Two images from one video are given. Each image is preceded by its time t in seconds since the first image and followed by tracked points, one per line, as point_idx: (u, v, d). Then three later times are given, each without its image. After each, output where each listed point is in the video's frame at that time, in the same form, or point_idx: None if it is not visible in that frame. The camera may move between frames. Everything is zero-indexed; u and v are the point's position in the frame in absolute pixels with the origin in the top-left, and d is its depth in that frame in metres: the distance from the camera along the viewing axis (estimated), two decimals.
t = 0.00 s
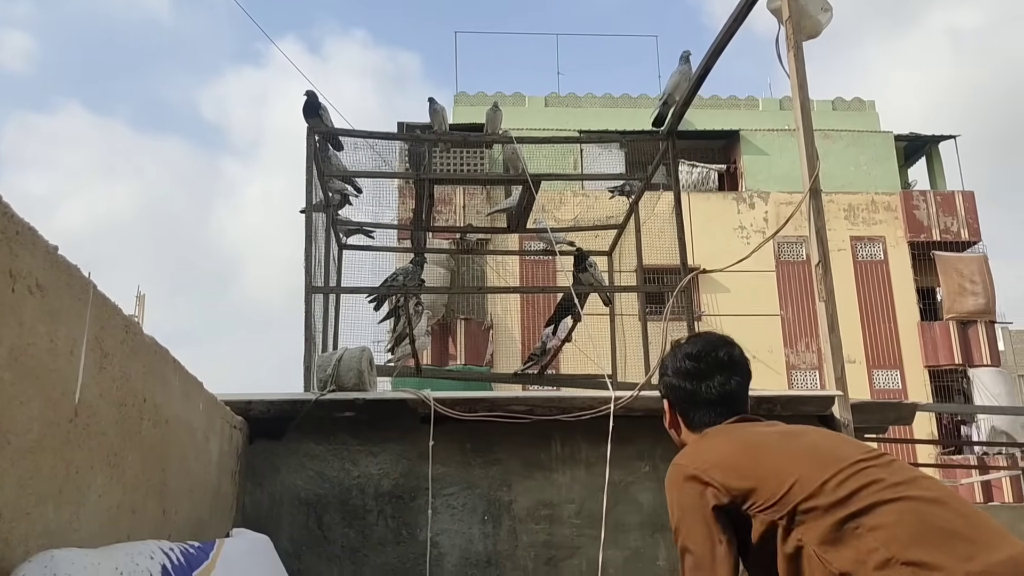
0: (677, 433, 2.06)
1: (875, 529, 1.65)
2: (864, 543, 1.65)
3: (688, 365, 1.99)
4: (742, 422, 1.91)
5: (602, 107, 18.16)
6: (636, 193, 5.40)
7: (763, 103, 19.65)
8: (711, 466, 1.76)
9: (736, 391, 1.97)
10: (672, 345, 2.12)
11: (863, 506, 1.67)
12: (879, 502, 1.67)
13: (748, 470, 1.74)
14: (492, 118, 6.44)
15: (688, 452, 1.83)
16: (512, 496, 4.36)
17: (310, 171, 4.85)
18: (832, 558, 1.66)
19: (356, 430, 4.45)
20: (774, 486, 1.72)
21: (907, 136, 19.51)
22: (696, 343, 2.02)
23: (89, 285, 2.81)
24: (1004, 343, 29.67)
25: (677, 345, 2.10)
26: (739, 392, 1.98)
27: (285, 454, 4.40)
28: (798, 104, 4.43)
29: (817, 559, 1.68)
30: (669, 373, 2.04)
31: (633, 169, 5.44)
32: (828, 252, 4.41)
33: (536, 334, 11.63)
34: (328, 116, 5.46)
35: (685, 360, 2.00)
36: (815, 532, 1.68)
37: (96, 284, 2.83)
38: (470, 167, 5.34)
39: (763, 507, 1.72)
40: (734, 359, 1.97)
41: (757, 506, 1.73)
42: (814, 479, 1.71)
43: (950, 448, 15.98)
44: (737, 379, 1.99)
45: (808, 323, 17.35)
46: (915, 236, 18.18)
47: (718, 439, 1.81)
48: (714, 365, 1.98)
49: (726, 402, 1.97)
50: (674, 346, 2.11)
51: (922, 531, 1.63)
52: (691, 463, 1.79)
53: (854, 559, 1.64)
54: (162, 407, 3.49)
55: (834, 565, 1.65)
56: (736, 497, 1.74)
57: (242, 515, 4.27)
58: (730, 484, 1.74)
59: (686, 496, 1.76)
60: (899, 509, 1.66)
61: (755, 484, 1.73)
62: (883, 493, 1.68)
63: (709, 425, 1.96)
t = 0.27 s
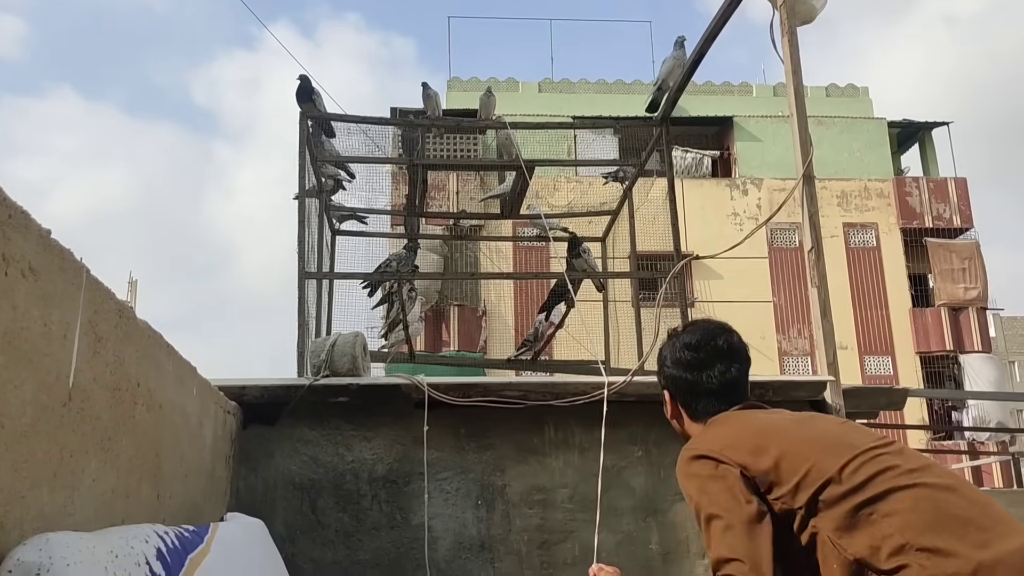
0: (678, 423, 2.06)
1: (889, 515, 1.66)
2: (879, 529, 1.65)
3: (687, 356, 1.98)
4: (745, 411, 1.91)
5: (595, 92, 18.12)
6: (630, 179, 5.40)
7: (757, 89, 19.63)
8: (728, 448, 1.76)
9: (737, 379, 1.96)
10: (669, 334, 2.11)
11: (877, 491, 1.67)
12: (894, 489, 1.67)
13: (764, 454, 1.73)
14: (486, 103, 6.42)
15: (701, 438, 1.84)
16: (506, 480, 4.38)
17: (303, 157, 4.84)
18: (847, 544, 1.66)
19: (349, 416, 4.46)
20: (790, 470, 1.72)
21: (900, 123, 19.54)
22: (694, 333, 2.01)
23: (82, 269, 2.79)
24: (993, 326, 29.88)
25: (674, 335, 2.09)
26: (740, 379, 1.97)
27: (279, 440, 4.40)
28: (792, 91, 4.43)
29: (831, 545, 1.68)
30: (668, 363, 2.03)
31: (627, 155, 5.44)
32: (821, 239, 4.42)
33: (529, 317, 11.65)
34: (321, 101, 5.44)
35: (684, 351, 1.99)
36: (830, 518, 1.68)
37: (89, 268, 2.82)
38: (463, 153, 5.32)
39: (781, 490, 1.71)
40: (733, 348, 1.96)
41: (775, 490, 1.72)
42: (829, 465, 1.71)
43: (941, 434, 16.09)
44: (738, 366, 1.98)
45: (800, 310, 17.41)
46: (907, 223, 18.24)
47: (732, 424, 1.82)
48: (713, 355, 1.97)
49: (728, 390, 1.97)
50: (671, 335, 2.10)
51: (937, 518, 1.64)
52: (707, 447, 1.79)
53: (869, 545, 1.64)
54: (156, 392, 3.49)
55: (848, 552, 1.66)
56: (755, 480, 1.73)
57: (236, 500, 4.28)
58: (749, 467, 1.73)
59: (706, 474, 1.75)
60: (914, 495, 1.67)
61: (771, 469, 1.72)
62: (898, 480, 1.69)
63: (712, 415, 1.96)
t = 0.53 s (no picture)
0: (694, 432, 2.04)
1: (923, 509, 1.64)
2: (913, 523, 1.64)
3: (703, 360, 1.97)
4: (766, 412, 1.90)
5: (595, 83, 18.09)
6: (629, 171, 5.40)
7: (757, 81, 19.60)
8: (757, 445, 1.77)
9: (754, 381, 1.96)
10: (679, 342, 2.10)
11: (909, 485, 1.66)
12: (927, 483, 1.66)
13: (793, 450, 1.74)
14: (484, 94, 6.40)
15: (725, 440, 1.85)
16: (505, 471, 4.38)
17: (301, 149, 4.83)
18: (881, 539, 1.65)
19: (348, 407, 4.46)
20: (819, 466, 1.72)
21: (899, 114, 19.50)
22: (708, 338, 2.01)
23: (79, 260, 2.79)
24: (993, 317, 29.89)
25: (685, 342, 2.08)
26: (757, 382, 1.97)
27: (278, 431, 4.41)
28: (791, 82, 4.42)
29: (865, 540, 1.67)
30: (683, 370, 2.01)
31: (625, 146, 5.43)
32: (820, 230, 4.42)
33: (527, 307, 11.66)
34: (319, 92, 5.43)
35: (699, 356, 1.98)
36: (863, 514, 1.68)
37: (86, 259, 2.82)
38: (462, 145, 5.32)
39: (813, 485, 1.71)
40: (748, 351, 1.96)
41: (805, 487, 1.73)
42: (859, 460, 1.71)
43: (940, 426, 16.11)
44: (753, 369, 1.98)
45: (800, 302, 17.41)
46: (907, 214, 18.23)
47: (758, 424, 1.83)
48: (729, 359, 1.97)
49: (746, 394, 1.96)
50: (681, 344, 2.09)
51: (971, 511, 1.62)
52: (733, 446, 1.80)
53: (903, 539, 1.63)
54: (154, 383, 3.49)
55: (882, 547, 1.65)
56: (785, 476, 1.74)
57: (235, 491, 4.29)
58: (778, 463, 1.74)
59: (737, 470, 1.75)
60: (947, 488, 1.65)
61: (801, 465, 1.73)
62: (930, 474, 1.68)
63: (732, 420, 1.95)
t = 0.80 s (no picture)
0: (723, 453, 2.05)
1: (973, 520, 1.66)
2: (964, 534, 1.66)
3: (728, 380, 1.99)
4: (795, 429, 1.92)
5: (595, 80, 18.08)
6: (630, 167, 5.42)
7: (757, 77, 19.58)
8: (797, 464, 1.77)
9: (780, 397, 1.98)
10: (699, 362, 2.12)
11: (956, 497, 1.69)
12: (974, 494, 1.69)
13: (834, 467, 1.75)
14: (484, 91, 6.40)
15: (760, 460, 1.84)
16: (506, 468, 4.38)
17: (302, 146, 4.83)
18: (931, 551, 1.66)
19: (349, 405, 4.46)
20: (863, 481, 1.73)
21: (900, 109, 19.48)
22: (729, 357, 2.03)
23: (79, 258, 2.79)
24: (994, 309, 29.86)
25: (706, 361, 2.10)
26: (783, 398, 1.99)
27: (279, 429, 4.41)
28: (791, 77, 4.41)
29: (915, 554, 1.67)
30: (707, 391, 2.03)
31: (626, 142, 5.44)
32: (821, 225, 4.41)
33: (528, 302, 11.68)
34: (319, 90, 5.42)
35: (723, 375, 2.00)
36: (911, 527, 1.69)
37: (86, 257, 2.82)
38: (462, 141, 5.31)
39: (859, 501, 1.72)
40: (772, 367, 1.98)
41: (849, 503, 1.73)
42: (903, 473, 1.73)
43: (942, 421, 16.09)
44: (779, 385, 2.00)
45: (801, 298, 17.39)
46: (908, 210, 18.21)
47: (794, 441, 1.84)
48: (753, 377, 1.99)
49: (773, 411, 1.98)
50: (701, 364, 2.11)
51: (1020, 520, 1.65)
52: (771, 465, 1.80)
53: (955, 551, 1.65)
54: (155, 381, 3.49)
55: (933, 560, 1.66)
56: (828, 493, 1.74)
57: (237, 488, 4.29)
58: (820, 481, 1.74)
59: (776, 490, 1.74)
60: (994, 498, 1.68)
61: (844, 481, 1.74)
62: (976, 484, 1.70)
63: (762, 438, 1.96)
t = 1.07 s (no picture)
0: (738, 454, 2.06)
1: (1005, 518, 1.71)
2: (997, 532, 1.70)
3: (743, 384, 1.98)
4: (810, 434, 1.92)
5: (592, 75, 18.07)
6: (628, 162, 5.43)
7: (755, 72, 19.57)
8: (819, 467, 1.77)
9: (795, 401, 1.98)
10: (713, 362, 2.11)
11: (986, 495, 1.74)
12: (1001, 492, 1.74)
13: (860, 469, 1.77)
14: (481, 87, 6.40)
15: (779, 465, 1.85)
16: (505, 463, 4.39)
17: (299, 142, 4.82)
18: (965, 551, 1.71)
19: (348, 401, 4.46)
20: (892, 483, 1.77)
21: (898, 104, 19.48)
22: (744, 359, 2.02)
23: (76, 255, 2.78)
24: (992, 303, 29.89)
25: (721, 361, 2.09)
26: (798, 401, 1.99)
27: (278, 425, 4.41)
28: (789, 72, 4.41)
29: (949, 553, 1.72)
30: (720, 394, 2.03)
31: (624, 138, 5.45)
32: (818, 220, 4.41)
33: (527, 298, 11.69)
34: (317, 86, 5.41)
35: (738, 379, 2.00)
36: (943, 526, 1.74)
37: (83, 254, 2.81)
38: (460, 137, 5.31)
39: (889, 505, 1.76)
40: (788, 369, 1.98)
41: (877, 505, 1.77)
42: (929, 473, 1.78)
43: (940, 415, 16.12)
44: (794, 388, 1.99)
45: (799, 293, 17.41)
46: (907, 206, 18.21)
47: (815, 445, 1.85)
48: (768, 380, 1.98)
49: (788, 415, 1.98)
50: (715, 364, 2.11)
51: None
52: (791, 470, 1.80)
53: (990, 548, 1.69)
54: (153, 378, 3.49)
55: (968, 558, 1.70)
56: (854, 496, 1.76)
57: (236, 485, 4.30)
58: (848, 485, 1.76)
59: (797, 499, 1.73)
60: (1022, 495, 1.74)
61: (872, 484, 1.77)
62: (1002, 482, 1.76)
63: (777, 443, 1.97)
